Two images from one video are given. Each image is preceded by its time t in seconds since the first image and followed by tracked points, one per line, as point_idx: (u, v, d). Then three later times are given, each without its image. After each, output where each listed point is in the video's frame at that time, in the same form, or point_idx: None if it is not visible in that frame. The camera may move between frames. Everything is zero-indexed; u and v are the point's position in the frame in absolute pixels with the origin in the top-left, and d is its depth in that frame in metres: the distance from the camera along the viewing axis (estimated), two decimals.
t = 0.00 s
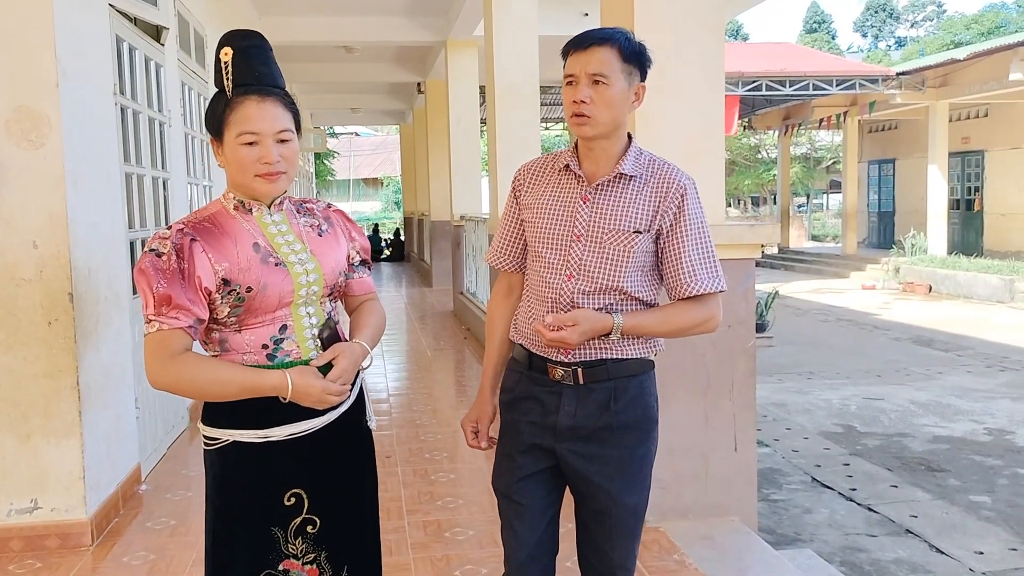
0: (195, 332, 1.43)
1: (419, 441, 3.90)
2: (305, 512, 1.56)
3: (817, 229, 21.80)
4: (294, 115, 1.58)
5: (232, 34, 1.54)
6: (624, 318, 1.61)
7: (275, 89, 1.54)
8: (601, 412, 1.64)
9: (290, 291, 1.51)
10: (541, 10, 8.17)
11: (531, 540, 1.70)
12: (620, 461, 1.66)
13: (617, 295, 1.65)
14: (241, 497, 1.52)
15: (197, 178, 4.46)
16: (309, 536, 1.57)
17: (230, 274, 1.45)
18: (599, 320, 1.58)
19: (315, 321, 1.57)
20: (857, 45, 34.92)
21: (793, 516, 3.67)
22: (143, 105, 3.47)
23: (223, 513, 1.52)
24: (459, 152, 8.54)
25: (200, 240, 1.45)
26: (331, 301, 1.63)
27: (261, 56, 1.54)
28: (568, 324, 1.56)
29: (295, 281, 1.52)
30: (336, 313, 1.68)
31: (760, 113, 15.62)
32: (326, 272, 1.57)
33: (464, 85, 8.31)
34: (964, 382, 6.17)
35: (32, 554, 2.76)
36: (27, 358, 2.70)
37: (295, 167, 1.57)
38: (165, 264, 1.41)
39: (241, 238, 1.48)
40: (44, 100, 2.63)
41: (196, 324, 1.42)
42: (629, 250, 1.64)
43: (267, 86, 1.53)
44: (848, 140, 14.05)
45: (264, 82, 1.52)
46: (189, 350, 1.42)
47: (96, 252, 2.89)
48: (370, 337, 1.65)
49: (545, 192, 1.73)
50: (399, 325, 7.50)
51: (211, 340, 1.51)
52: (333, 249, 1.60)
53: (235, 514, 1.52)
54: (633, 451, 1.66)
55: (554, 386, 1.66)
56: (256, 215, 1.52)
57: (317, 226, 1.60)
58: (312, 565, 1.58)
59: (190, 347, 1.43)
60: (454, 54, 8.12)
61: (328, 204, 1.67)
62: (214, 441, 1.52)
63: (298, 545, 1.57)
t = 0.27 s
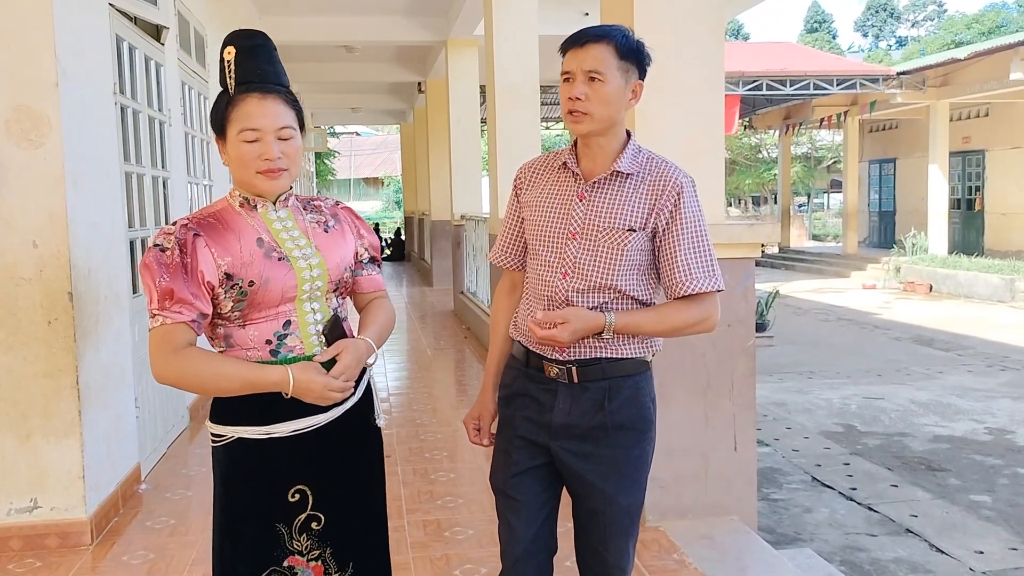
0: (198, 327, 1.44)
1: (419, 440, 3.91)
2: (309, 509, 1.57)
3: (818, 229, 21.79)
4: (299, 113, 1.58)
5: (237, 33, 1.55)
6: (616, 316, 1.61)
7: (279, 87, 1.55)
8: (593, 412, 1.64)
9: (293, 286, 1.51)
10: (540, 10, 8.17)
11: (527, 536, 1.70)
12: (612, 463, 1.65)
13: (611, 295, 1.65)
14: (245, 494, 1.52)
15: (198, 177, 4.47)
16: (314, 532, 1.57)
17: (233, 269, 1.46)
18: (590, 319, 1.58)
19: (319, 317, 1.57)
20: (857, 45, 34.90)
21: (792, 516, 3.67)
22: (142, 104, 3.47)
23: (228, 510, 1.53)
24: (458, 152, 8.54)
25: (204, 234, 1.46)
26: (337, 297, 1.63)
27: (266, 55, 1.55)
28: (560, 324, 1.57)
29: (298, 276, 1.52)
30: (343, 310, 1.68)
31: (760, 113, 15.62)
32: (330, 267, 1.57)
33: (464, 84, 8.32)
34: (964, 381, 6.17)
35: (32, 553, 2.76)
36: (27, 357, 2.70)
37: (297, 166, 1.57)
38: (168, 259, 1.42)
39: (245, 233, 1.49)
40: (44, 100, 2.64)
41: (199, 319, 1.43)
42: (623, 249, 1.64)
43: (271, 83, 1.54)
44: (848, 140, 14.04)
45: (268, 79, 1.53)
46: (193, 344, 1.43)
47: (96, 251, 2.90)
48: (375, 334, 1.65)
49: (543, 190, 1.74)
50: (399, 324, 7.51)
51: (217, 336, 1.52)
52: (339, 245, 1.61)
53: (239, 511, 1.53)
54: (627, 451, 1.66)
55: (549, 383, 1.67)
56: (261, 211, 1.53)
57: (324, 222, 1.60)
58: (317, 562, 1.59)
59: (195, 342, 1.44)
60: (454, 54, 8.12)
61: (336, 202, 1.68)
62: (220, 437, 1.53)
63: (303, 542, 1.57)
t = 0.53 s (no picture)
0: (199, 323, 1.46)
1: (419, 440, 3.90)
2: (308, 509, 1.57)
3: (818, 229, 21.78)
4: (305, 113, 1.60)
5: (250, 35, 1.58)
6: (612, 316, 1.61)
7: (287, 87, 1.57)
8: (591, 413, 1.64)
9: (292, 284, 1.52)
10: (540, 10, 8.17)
11: (527, 535, 1.70)
12: (611, 464, 1.65)
13: (609, 294, 1.65)
14: (245, 493, 1.54)
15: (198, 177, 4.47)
16: (313, 533, 1.57)
17: (232, 266, 1.48)
18: (587, 318, 1.58)
19: (321, 316, 1.56)
20: (858, 45, 34.88)
21: (793, 516, 3.66)
22: (143, 104, 3.48)
23: (229, 508, 1.55)
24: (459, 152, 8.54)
25: (206, 232, 1.48)
26: (344, 297, 1.62)
27: (277, 56, 1.57)
28: (554, 323, 1.57)
29: (298, 274, 1.52)
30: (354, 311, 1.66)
31: (761, 113, 15.62)
32: (332, 266, 1.57)
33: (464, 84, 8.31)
34: (965, 381, 6.16)
35: (32, 553, 2.76)
36: (27, 357, 2.70)
37: (301, 164, 1.58)
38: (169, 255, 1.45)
39: (247, 231, 1.51)
40: (44, 100, 2.64)
41: (198, 315, 1.46)
42: (621, 248, 1.63)
43: (279, 83, 1.56)
44: (849, 140, 14.03)
45: (276, 80, 1.56)
46: (192, 340, 1.45)
47: (96, 251, 2.90)
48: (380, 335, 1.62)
49: (544, 189, 1.75)
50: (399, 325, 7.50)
51: (221, 333, 1.54)
52: (346, 244, 1.60)
53: (239, 510, 1.54)
54: (625, 451, 1.65)
55: (547, 382, 1.67)
56: (266, 210, 1.54)
57: (331, 221, 1.60)
58: (318, 564, 1.58)
59: (195, 337, 1.46)
60: (455, 54, 8.12)
61: (349, 202, 1.67)
62: (223, 435, 1.55)
63: (303, 542, 1.57)
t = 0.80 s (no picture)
0: (201, 320, 1.51)
1: (419, 441, 3.90)
2: (300, 512, 1.58)
3: (818, 230, 21.78)
4: (318, 116, 1.61)
5: (273, 38, 1.62)
6: (615, 317, 1.60)
7: (303, 89, 1.58)
8: (596, 413, 1.64)
9: (289, 285, 1.52)
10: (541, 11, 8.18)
11: (532, 536, 1.70)
12: (617, 464, 1.65)
13: (611, 295, 1.65)
14: (240, 492, 1.57)
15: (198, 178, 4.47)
16: (305, 536, 1.58)
17: (232, 266, 1.51)
18: (588, 320, 1.58)
19: (320, 318, 1.55)
20: (858, 46, 34.88)
21: (793, 517, 3.66)
22: (143, 105, 3.48)
23: (227, 505, 1.58)
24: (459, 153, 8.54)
25: (211, 231, 1.52)
26: (349, 300, 1.60)
27: (296, 58, 1.60)
28: (558, 324, 1.57)
29: (296, 275, 1.53)
30: (363, 316, 1.65)
31: (761, 114, 15.62)
32: (332, 269, 1.56)
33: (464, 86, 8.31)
34: (965, 382, 6.16)
35: (32, 554, 2.76)
36: (27, 358, 2.70)
37: (308, 165, 1.58)
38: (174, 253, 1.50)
39: (252, 231, 1.54)
40: (43, 100, 2.64)
41: (199, 313, 1.50)
42: (624, 249, 1.63)
43: (294, 85, 1.57)
44: (849, 140, 14.03)
45: (292, 81, 1.57)
46: (193, 337, 1.49)
47: (96, 252, 2.89)
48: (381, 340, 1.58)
49: (545, 190, 1.74)
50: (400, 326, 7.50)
51: (227, 332, 1.57)
52: (351, 247, 1.59)
53: (235, 508, 1.57)
54: (627, 452, 1.65)
55: (550, 383, 1.67)
56: (274, 211, 1.56)
57: (340, 225, 1.60)
58: (310, 567, 1.60)
59: (196, 335, 1.50)
60: (455, 55, 8.13)
61: (365, 205, 1.66)
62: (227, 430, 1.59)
63: (294, 544, 1.58)
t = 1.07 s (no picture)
0: (208, 317, 1.54)
1: (420, 443, 3.90)
2: (293, 512, 1.58)
3: (819, 231, 21.78)
4: (332, 119, 1.62)
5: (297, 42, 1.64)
6: (636, 315, 1.63)
7: (319, 91, 1.60)
8: (610, 412, 1.65)
9: (290, 285, 1.54)
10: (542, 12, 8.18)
11: (541, 541, 1.71)
12: (631, 462, 1.66)
13: (628, 295, 1.67)
14: (236, 489, 1.58)
15: (199, 179, 4.47)
16: (298, 537, 1.58)
17: (236, 264, 1.54)
18: (616, 322, 1.60)
19: (320, 319, 1.56)
20: (859, 47, 34.89)
21: (794, 518, 3.66)
22: (144, 106, 3.48)
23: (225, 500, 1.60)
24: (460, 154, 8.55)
25: (220, 230, 1.55)
26: (353, 302, 1.60)
27: (315, 61, 1.61)
28: (586, 327, 1.56)
29: (297, 275, 1.54)
30: (369, 319, 1.63)
31: (762, 115, 15.62)
32: (334, 270, 1.56)
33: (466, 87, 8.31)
34: (966, 383, 6.16)
35: (33, 555, 2.76)
36: (28, 359, 2.70)
37: (317, 166, 1.59)
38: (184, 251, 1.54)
39: (259, 231, 1.56)
40: (44, 101, 2.64)
41: (205, 309, 1.54)
42: (640, 248, 1.66)
43: (309, 87, 1.58)
44: (850, 141, 14.02)
45: (308, 82, 1.58)
46: (199, 333, 1.53)
47: (97, 253, 2.90)
48: (380, 344, 1.56)
49: (543, 191, 1.72)
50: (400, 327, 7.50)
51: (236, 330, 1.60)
52: (356, 249, 1.59)
53: (232, 504, 1.59)
54: (640, 449, 1.67)
55: (563, 386, 1.66)
56: (285, 212, 1.58)
57: (349, 227, 1.60)
58: (302, 568, 1.60)
59: (203, 331, 1.54)
60: (456, 56, 8.13)
61: (379, 209, 1.66)
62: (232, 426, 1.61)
63: (288, 545, 1.58)
